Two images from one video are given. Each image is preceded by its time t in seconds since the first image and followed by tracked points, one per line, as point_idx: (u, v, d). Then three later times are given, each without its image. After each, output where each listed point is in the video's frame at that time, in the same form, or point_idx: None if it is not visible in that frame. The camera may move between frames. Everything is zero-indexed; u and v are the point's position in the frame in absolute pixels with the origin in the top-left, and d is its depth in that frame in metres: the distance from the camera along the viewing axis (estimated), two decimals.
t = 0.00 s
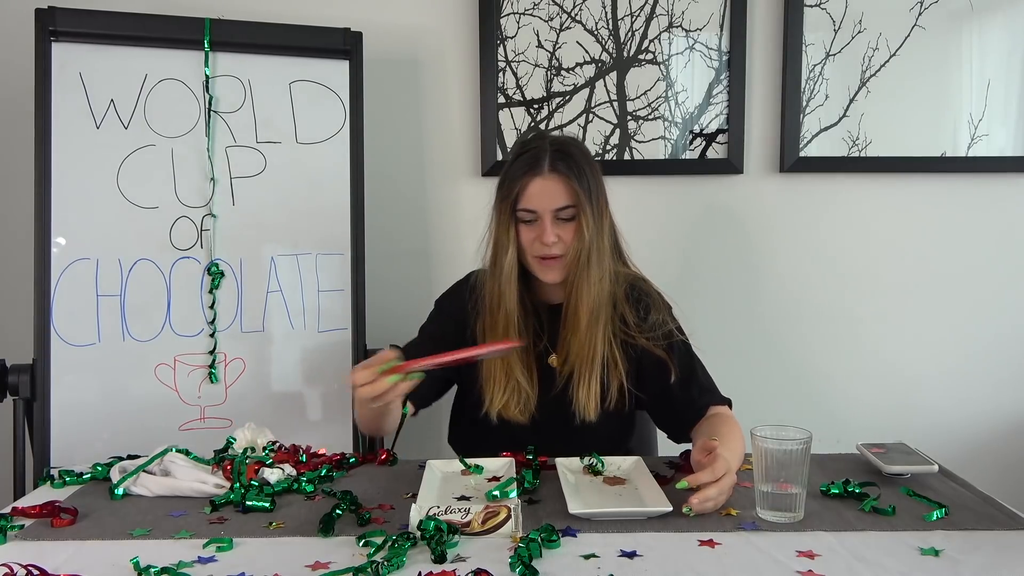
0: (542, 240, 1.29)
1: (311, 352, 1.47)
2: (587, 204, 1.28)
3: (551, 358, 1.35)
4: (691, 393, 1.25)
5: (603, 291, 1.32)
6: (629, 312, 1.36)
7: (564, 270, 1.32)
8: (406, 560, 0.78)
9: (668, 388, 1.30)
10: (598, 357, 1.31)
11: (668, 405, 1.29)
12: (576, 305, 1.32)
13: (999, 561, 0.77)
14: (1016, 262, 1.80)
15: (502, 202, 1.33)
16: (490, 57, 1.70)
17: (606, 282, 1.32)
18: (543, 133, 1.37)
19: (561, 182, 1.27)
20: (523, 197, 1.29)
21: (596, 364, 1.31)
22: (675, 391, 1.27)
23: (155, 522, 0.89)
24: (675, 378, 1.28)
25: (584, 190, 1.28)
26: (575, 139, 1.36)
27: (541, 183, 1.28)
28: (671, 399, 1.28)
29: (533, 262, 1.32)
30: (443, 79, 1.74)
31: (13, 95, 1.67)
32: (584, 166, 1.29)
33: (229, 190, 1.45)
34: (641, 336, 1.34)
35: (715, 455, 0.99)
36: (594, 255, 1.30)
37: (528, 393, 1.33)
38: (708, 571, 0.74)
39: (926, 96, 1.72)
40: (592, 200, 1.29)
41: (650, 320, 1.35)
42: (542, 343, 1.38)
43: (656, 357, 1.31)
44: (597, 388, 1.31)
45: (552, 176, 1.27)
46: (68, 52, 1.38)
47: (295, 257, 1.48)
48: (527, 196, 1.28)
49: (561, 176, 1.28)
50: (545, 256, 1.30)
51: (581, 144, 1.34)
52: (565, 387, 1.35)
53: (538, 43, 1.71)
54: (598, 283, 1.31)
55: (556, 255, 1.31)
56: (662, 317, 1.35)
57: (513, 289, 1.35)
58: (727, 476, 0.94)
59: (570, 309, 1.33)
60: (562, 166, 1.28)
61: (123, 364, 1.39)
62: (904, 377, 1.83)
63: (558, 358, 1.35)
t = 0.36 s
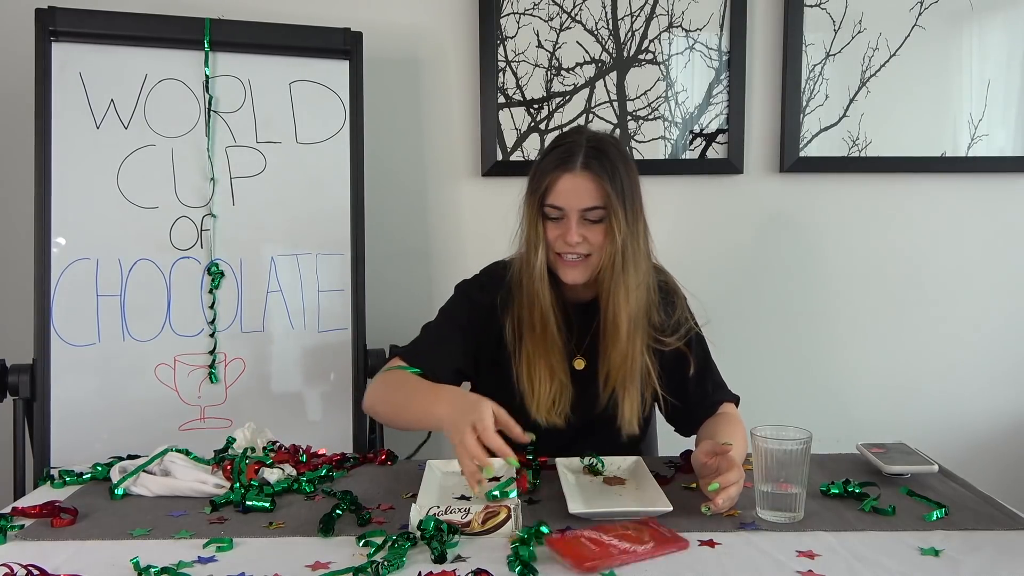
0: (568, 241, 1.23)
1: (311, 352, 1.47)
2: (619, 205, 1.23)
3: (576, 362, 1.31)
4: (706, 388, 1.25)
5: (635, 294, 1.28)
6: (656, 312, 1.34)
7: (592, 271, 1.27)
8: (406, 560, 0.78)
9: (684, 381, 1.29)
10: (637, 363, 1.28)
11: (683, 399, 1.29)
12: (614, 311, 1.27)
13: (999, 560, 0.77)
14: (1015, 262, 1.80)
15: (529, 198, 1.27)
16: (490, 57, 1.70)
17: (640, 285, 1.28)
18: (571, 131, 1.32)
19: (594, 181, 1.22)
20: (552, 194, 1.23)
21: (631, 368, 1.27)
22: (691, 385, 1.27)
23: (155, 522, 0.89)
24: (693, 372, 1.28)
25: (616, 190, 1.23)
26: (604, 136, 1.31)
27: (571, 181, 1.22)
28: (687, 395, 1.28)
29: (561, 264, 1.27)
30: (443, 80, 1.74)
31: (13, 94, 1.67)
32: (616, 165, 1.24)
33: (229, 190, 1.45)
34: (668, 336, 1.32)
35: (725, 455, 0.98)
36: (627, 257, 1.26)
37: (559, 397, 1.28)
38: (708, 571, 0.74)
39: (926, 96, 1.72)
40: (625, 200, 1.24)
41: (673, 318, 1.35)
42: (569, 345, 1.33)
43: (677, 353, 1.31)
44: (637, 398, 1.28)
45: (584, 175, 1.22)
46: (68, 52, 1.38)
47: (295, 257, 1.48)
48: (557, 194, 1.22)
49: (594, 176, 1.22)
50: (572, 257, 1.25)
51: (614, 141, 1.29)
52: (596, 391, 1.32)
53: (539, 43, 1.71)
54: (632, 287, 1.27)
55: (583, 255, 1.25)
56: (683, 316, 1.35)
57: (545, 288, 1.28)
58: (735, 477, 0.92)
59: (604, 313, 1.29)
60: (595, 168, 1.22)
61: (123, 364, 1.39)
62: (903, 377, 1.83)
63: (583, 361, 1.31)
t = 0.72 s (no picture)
0: (572, 245, 1.23)
1: (311, 352, 1.47)
2: (624, 210, 1.23)
3: (581, 366, 1.31)
4: (711, 388, 1.27)
5: (641, 298, 1.28)
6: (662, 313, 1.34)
7: (595, 274, 1.28)
8: (406, 560, 0.78)
9: (689, 381, 1.31)
10: (647, 368, 1.28)
11: (688, 398, 1.31)
12: (621, 316, 1.28)
13: (999, 560, 0.77)
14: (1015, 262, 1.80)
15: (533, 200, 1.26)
16: (490, 57, 1.70)
17: (646, 289, 1.29)
18: (578, 132, 1.31)
19: (599, 184, 1.22)
20: (557, 197, 1.23)
21: (642, 373, 1.28)
22: (696, 385, 1.30)
23: (155, 522, 0.89)
24: (698, 371, 1.30)
25: (621, 193, 1.23)
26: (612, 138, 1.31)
27: (575, 185, 1.22)
28: (692, 395, 1.29)
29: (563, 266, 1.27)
30: (443, 79, 1.74)
31: (13, 95, 1.67)
32: (621, 168, 1.24)
33: (229, 190, 1.45)
34: (672, 337, 1.33)
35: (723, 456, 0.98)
36: (632, 261, 1.26)
37: (565, 401, 1.29)
38: (708, 571, 0.74)
39: (926, 95, 1.72)
40: (630, 204, 1.24)
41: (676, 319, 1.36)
42: (574, 348, 1.33)
43: (680, 352, 1.32)
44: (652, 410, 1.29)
45: (589, 178, 1.22)
46: (68, 52, 1.38)
47: (295, 257, 1.48)
48: (561, 197, 1.22)
49: (599, 179, 1.22)
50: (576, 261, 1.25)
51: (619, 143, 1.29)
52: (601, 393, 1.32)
53: (538, 43, 1.71)
54: (637, 291, 1.28)
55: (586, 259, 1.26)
56: (688, 317, 1.36)
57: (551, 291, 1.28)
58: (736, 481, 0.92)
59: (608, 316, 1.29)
60: (601, 170, 1.22)
61: (123, 364, 1.39)
62: (903, 377, 1.83)
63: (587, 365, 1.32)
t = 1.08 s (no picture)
0: (573, 234, 1.25)
1: (311, 352, 1.47)
2: (621, 202, 1.25)
3: (576, 358, 1.32)
4: (711, 387, 1.25)
5: (636, 290, 1.28)
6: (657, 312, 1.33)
7: (592, 265, 1.29)
8: (406, 560, 0.78)
9: (687, 379, 1.29)
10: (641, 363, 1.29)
11: (686, 397, 1.28)
12: (610, 306, 1.27)
13: (999, 560, 0.77)
14: (1016, 263, 1.80)
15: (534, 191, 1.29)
16: (490, 57, 1.70)
17: (642, 283, 1.30)
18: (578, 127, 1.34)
19: (598, 175, 1.24)
20: (557, 186, 1.25)
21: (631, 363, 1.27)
22: (694, 383, 1.27)
23: (155, 522, 0.89)
24: (696, 370, 1.28)
25: (619, 184, 1.25)
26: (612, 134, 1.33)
27: (574, 175, 1.24)
28: (689, 392, 1.27)
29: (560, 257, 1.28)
30: (443, 79, 1.74)
31: (13, 95, 1.67)
32: (619, 160, 1.26)
33: (229, 190, 1.45)
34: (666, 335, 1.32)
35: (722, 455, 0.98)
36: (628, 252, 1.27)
37: (562, 393, 1.29)
38: (708, 571, 0.74)
39: (926, 95, 1.72)
40: (627, 196, 1.26)
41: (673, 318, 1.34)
42: (571, 341, 1.33)
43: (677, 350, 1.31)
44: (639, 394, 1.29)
45: (589, 169, 1.24)
46: (68, 52, 1.38)
47: (295, 257, 1.48)
48: (562, 187, 1.24)
49: (598, 170, 1.24)
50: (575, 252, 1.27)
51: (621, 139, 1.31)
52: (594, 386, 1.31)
53: (538, 43, 1.71)
54: (632, 284, 1.28)
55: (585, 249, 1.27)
56: (688, 317, 1.35)
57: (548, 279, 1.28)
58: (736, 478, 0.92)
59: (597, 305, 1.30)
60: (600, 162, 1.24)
61: (123, 364, 1.39)
62: (903, 377, 1.83)
63: (584, 358, 1.32)
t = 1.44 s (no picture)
0: (567, 233, 1.24)
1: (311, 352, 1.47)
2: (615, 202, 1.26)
3: (576, 354, 1.31)
4: (710, 384, 1.26)
5: (632, 286, 1.29)
6: (653, 311, 1.33)
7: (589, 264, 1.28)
8: (406, 560, 0.78)
9: (684, 379, 1.28)
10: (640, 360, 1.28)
11: (683, 395, 1.28)
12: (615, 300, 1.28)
13: (999, 561, 0.77)
14: (1016, 263, 1.80)
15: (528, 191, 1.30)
16: (490, 57, 1.70)
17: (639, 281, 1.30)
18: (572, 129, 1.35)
19: (589, 174, 1.25)
20: (550, 186, 1.26)
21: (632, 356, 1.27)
22: (691, 382, 1.27)
23: (155, 522, 0.89)
24: (693, 370, 1.28)
25: (610, 184, 1.26)
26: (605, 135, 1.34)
27: (568, 175, 1.25)
28: (686, 390, 1.27)
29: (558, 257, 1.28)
30: (443, 79, 1.74)
31: (13, 95, 1.67)
32: (610, 163, 1.27)
33: (229, 190, 1.45)
34: (664, 335, 1.31)
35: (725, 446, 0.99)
36: (624, 248, 1.28)
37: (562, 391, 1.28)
38: (708, 571, 0.74)
39: (926, 95, 1.72)
40: (618, 197, 1.27)
41: (670, 318, 1.34)
42: (570, 340, 1.33)
43: (675, 350, 1.30)
44: (641, 386, 1.29)
45: (581, 168, 1.25)
46: (68, 52, 1.38)
47: (295, 257, 1.48)
48: (555, 187, 1.25)
49: (591, 171, 1.25)
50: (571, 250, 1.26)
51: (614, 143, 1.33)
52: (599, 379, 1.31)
53: (538, 43, 1.71)
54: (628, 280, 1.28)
55: (583, 248, 1.27)
56: (686, 317, 1.34)
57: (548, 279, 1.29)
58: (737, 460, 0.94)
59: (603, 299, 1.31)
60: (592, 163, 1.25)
61: (123, 364, 1.39)
62: (903, 377, 1.83)
63: (584, 356, 1.31)
